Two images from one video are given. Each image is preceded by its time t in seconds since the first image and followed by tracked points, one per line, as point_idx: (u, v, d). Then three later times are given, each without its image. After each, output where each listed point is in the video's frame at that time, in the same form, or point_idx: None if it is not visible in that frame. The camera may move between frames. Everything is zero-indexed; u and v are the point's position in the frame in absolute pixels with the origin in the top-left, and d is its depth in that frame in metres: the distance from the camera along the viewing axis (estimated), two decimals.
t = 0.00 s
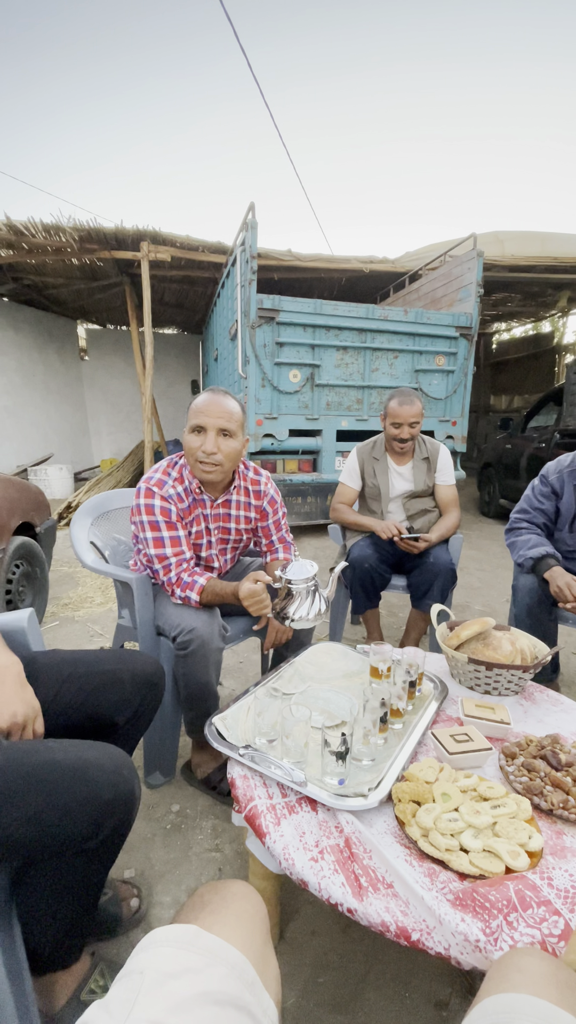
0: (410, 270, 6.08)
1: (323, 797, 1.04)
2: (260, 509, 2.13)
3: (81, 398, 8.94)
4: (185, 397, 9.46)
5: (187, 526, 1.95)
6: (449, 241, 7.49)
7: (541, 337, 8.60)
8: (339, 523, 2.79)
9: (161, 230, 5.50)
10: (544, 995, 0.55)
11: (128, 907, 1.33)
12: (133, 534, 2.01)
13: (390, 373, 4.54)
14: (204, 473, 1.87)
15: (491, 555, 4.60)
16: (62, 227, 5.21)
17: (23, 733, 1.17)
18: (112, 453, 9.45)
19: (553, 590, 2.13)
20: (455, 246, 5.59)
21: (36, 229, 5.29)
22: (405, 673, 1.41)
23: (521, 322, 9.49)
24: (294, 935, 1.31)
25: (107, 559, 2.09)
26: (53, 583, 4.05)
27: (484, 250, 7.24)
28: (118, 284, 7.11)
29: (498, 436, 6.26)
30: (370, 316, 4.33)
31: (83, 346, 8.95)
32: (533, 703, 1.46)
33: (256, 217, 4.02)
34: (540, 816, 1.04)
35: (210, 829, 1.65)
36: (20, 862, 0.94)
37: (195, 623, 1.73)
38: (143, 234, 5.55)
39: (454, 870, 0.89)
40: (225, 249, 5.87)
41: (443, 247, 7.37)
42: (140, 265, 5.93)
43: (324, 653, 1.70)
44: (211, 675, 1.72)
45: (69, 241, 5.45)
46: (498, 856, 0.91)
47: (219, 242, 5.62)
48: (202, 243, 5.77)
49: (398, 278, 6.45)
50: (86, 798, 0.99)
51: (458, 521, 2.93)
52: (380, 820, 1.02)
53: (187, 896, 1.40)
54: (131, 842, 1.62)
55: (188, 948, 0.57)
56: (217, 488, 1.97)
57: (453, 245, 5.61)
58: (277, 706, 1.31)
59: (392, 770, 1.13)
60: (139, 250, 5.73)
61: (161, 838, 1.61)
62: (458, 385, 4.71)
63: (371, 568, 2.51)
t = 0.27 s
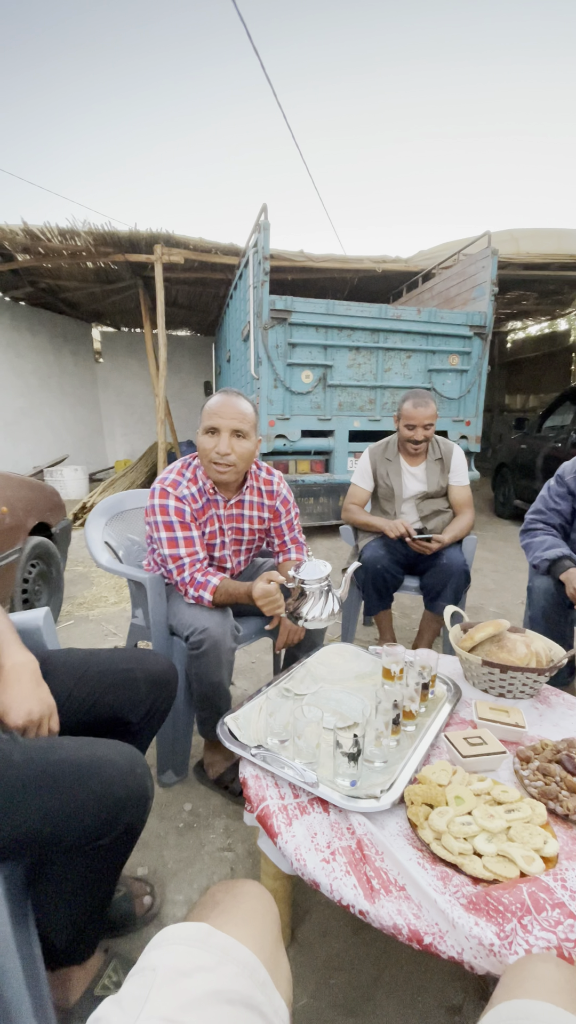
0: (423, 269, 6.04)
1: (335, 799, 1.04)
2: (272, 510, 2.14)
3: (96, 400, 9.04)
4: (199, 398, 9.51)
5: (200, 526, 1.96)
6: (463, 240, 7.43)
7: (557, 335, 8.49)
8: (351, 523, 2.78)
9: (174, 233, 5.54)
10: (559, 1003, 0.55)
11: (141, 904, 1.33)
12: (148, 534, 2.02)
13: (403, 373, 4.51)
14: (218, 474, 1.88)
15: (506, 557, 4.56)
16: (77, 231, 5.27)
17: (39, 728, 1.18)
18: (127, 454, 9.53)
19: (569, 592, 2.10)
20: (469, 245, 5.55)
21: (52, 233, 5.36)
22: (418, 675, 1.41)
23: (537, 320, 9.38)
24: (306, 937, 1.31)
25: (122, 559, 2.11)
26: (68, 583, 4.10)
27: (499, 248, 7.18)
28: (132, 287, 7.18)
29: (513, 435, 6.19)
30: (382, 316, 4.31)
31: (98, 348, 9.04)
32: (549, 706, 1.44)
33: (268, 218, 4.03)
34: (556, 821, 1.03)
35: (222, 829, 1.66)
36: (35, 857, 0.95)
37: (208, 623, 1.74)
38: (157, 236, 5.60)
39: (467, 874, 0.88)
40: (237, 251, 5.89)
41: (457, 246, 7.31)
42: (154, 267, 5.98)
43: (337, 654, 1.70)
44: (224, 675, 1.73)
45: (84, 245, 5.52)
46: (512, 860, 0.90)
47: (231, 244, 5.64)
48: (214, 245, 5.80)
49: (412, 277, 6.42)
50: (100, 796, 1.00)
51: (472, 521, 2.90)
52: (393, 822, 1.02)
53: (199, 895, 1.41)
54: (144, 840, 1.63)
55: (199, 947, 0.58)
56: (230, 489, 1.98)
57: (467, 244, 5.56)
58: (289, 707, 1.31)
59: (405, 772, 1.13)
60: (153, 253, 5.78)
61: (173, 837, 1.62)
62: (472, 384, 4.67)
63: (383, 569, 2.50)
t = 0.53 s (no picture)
0: (438, 266, 5.99)
1: (347, 801, 1.03)
2: (285, 509, 2.13)
3: (111, 401, 9.12)
4: (212, 399, 9.54)
5: (214, 525, 1.97)
6: (479, 236, 7.34)
7: (575, 332, 8.35)
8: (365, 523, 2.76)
9: (188, 234, 5.56)
10: None
11: (153, 903, 1.34)
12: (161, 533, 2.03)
13: (417, 371, 4.47)
14: (232, 473, 1.88)
15: (523, 557, 4.49)
16: (93, 234, 5.32)
17: (53, 726, 1.19)
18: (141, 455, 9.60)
19: None
20: (484, 242, 5.48)
21: (68, 237, 5.42)
22: (432, 677, 1.39)
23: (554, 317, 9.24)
24: (319, 939, 1.30)
25: (135, 558, 2.12)
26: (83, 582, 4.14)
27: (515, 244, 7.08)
28: (146, 289, 7.23)
29: (529, 434, 6.10)
30: (396, 314, 4.28)
31: (113, 350, 9.11)
32: (566, 710, 1.41)
33: (281, 218, 4.02)
34: (574, 828, 1.00)
35: (235, 829, 1.66)
36: (47, 855, 0.95)
37: (221, 622, 1.74)
38: (171, 238, 5.62)
39: (483, 880, 0.87)
40: (251, 251, 5.89)
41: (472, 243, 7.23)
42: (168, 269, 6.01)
43: (350, 654, 1.69)
44: (236, 675, 1.72)
45: (99, 247, 5.57)
46: (529, 868, 0.88)
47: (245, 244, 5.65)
48: (228, 246, 5.81)
49: (426, 275, 6.36)
50: (110, 796, 1.00)
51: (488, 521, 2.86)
52: (406, 826, 1.00)
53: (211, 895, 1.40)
54: (157, 838, 1.63)
55: (209, 949, 0.57)
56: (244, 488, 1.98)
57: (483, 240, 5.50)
58: (302, 708, 1.30)
59: (419, 775, 1.11)
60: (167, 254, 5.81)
61: (186, 836, 1.63)
62: (487, 382, 4.61)
63: (397, 569, 2.48)
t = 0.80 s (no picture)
0: (461, 264, 5.91)
1: (371, 805, 1.01)
2: (307, 510, 2.12)
3: (136, 404, 9.26)
4: (235, 401, 9.61)
5: (236, 526, 1.98)
6: (504, 233, 7.23)
7: None
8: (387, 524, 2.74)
9: (210, 238, 5.61)
10: None
11: (176, 901, 1.35)
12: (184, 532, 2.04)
13: (441, 370, 4.41)
14: (264, 471, 1.88)
15: (550, 559, 4.39)
16: (118, 240, 5.42)
17: (79, 724, 1.21)
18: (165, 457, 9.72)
19: None
20: (510, 238, 5.39)
21: (95, 243, 5.53)
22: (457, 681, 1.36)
23: None
24: (341, 943, 1.29)
25: (159, 558, 2.14)
26: (108, 581, 4.21)
27: (542, 239, 6.94)
28: (170, 293, 7.32)
29: (557, 433, 5.97)
30: (419, 313, 4.24)
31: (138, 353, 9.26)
32: None
33: (303, 219, 4.02)
34: None
35: (257, 829, 1.66)
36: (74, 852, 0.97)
37: (242, 623, 1.74)
38: (194, 242, 5.69)
39: (510, 891, 0.85)
40: (272, 253, 5.91)
41: (497, 239, 7.12)
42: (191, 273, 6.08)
43: (372, 656, 1.67)
44: (257, 676, 1.72)
45: (125, 253, 5.66)
46: (559, 879, 0.85)
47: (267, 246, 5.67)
48: (250, 248, 5.84)
49: (450, 273, 6.29)
50: (135, 794, 1.01)
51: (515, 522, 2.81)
52: (431, 832, 0.99)
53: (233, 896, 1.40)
54: (180, 836, 1.65)
55: (232, 952, 0.57)
56: (270, 487, 1.99)
57: (508, 237, 5.40)
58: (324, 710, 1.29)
59: (444, 781, 1.09)
60: (190, 258, 5.87)
61: (208, 835, 1.63)
62: (513, 381, 4.53)
63: (420, 570, 2.46)
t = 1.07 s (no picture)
0: (477, 261, 5.85)
1: (384, 806, 1.01)
2: (322, 509, 2.12)
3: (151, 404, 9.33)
4: (249, 401, 9.63)
5: (253, 525, 1.98)
6: (519, 229, 7.14)
7: None
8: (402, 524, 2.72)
9: (224, 238, 5.63)
10: None
11: (190, 898, 1.36)
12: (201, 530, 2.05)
13: (456, 369, 4.37)
14: (286, 471, 1.88)
15: (568, 560, 4.33)
16: (133, 242, 5.46)
17: (95, 720, 1.22)
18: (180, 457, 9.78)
19: None
20: (526, 234, 5.32)
21: (110, 246, 5.58)
22: (473, 682, 1.35)
23: None
24: (354, 943, 1.28)
25: (175, 557, 2.16)
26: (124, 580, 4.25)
27: (559, 235, 6.84)
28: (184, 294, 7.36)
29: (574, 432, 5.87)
30: (434, 311, 4.20)
31: (152, 354, 9.32)
32: None
33: (317, 219, 4.02)
34: None
35: (271, 828, 1.66)
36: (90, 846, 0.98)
37: (257, 622, 1.75)
38: (208, 243, 5.70)
39: (525, 894, 0.84)
40: (286, 253, 5.91)
41: (513, 235, 7.03)
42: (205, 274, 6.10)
43: (386, 656, 1.67)
44: (273, 675, 1.72)
45: (139, 255, 5.70)
46: None
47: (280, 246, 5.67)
48: (263, 248, 5.84)
49: (465, 270, 6.23)
50: (151, 791, 1.02)
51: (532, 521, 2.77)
52: (445, 835, 0.98)
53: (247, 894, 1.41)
54: (194, 834, 1.66)
55: (245, 950, 0.57)
56: (287, 486, 1.99)
57: (524, 233, 5.33)
58: (338, 710, 1.29)
59: (459, 783, 1.08)
60: (204, 259, 5.89)
61: (222, 833, 1.64)
62: (530, 379, 4.47)
63: (435, 570, 2.43)
